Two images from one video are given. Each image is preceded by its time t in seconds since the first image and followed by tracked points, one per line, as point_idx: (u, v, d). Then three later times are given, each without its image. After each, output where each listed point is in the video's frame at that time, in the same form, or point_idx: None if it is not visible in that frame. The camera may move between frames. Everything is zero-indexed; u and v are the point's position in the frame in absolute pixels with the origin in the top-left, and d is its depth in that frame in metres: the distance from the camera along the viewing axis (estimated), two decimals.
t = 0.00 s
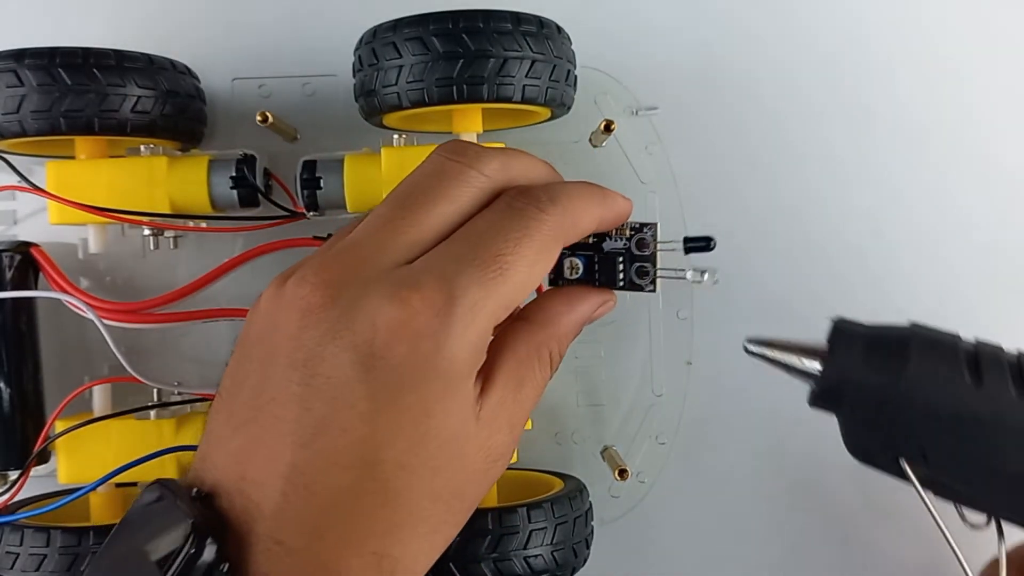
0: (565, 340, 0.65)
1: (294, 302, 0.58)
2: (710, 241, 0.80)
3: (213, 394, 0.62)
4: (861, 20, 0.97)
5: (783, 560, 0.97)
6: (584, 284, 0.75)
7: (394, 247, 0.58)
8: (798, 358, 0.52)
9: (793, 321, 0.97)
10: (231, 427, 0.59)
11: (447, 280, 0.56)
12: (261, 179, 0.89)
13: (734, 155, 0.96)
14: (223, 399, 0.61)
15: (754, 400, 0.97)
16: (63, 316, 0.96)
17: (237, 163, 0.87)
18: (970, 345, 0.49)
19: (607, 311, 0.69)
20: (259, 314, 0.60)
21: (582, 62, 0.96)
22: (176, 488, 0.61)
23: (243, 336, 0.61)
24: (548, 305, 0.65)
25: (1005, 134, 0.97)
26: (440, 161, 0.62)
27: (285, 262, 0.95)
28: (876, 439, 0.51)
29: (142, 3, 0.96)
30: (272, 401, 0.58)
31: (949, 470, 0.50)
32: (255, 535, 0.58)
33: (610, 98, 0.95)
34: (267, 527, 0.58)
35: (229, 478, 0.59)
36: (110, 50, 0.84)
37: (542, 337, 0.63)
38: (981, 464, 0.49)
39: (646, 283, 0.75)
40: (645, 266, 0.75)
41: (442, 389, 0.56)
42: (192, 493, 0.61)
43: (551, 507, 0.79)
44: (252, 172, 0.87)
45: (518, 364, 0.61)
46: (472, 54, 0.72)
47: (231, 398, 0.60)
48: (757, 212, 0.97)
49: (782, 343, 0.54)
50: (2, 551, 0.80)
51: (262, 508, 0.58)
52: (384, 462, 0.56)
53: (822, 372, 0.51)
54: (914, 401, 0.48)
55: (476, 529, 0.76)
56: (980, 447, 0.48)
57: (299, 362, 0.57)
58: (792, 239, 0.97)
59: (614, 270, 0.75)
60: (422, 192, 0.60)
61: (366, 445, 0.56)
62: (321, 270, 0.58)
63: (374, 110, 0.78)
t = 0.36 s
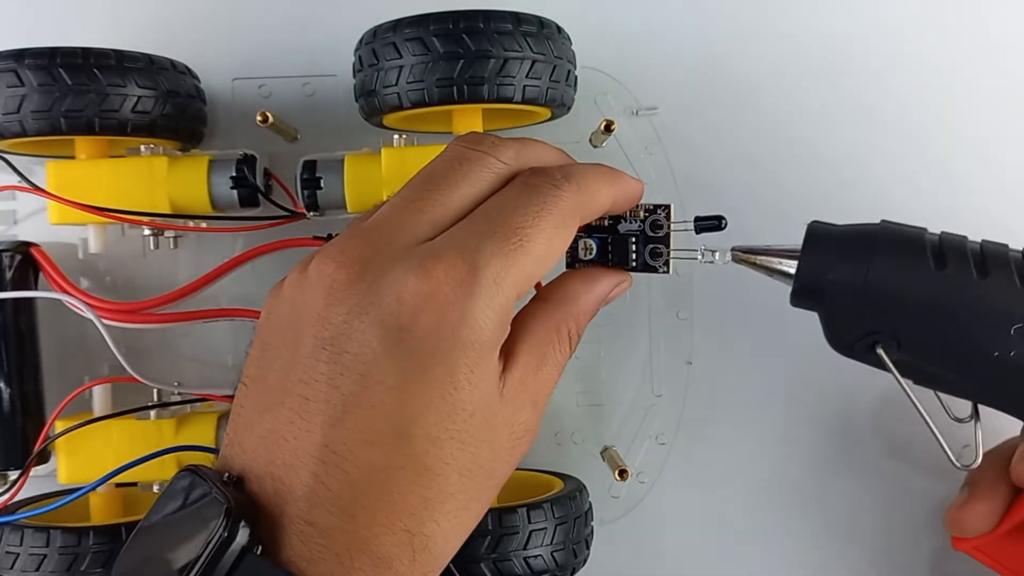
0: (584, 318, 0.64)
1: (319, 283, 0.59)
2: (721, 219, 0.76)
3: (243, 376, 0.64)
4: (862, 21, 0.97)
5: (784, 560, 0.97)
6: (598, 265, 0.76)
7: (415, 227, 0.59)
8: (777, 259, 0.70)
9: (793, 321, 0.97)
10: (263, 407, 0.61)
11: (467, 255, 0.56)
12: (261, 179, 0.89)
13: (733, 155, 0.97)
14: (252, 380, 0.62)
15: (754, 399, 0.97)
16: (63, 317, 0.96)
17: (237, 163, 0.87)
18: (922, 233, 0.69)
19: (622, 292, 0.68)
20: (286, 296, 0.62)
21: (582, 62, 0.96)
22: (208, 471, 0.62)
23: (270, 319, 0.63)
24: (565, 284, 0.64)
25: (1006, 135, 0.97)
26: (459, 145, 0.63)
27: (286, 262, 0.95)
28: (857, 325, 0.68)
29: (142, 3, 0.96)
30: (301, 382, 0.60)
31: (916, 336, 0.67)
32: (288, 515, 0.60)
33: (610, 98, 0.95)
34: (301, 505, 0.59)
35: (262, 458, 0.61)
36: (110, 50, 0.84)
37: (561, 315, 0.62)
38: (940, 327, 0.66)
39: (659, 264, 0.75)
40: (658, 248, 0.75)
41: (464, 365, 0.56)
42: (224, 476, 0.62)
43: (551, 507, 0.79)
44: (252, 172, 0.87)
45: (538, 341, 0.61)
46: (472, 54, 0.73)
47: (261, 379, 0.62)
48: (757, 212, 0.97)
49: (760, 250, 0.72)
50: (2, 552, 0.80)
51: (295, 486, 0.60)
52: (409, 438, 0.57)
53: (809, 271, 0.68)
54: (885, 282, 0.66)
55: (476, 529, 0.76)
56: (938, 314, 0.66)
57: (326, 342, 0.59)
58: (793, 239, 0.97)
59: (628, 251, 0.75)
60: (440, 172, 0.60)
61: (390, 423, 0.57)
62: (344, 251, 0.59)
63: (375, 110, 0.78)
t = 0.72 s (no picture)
0: (568, 322, 0.64)
1: (301, 298, 0.59)
2: (700, 225, 0.75)
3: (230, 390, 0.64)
4: (865, 20, 0.97)
5: (783, 561, 0.97)
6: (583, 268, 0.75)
7: (396, 242, 0.59)
8: (735, 276, 0.74)
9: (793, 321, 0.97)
10: (249, 421, 0.61)
11: (446, 267, 0.56)
12: (261, 180, 0.90)
13: (733, 155, 0.96)
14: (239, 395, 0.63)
15: (754, 399, 0.97)
16: (63, 317, 0.96)
17: (237, 163, 0.87)
18: (868, 241, 0.73)
19: (608, 296, 0.67)
20: (269, 312, 0.62)
21: (582, 62, 0.95)
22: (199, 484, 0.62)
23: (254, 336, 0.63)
24: (548, 287, 0.64)
25: (1009, 135, 0.97)
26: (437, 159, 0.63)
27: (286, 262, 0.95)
28: (807, 335, 0.72)
29: (143, 3, 0.96)
30: (285, 396, 0.59)
31: (863, 343, 0.71)
32: (276, 528, 0.60)
33: (609, 98, 0.95)
34: (289, 518, 0.59)
35: (249, 472, 0.61)
36: (109, 51, 0.84)
37: (543, 319, 0.62)
38: (887, 332, 0.70)
39: (643, 269, 0.75)
40: (643, 253, 0.75)
41: (448, 376, 0.56)
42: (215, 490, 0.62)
43: (550, 507, 0.78)
44: (251, 173, 0.87)
45: (522, 347, 0.60)
46: (471, 54, 0.72)
47: (246, 394, 0.62)
48: (757, 212, 0.96)
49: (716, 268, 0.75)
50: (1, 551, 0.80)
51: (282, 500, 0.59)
52: (393, 451, 0.56)
53: (760, 284, 0.72)
54: (831, 293, 0.70)
55: (474, 528, 0.75)
56: (883, 321, 0.69)
57: (310, 357, 0.59)
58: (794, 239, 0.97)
59: (611, 255, 0.74)
60: (419, 186, 0.61)
61: (375, 436, 0.56)
62: (325, 266, 0.59)
63: (374, 110, 0.78)
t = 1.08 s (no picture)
0: (596, 318, 0.66)
1: (367, 276, 0.60)
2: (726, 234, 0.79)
3: (278, 368, 0.64)
4: (866, 22, 0.97)
5: (784, 560, 0.97)
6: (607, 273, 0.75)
7: (462, 224, 0.59)
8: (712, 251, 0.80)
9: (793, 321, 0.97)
10: (306, 400, 0.61)
11: (517, 251, 0.57)
12: (262, 180, 0.89)
13: (733, 155, 0.97)
14: (293, 372, 0.63)
15: (755, 398, 0.97)
16: (63, 317, 0.96)
17: (238, 163, 0.87)
18: (836, 218, 0.79)
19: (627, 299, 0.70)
20: (326, 290, 0.62)
21: (584, 63, 0.96)
22: (243, 464, 0.62)
23: (307, 314, 0.63)
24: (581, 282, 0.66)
25: (1008, 137, 0.97)
26: (499, 149, 0.64)
27: (286, 262, 0.95)
28: (783, 305, 0.78)
29: (144, 3, 0.95)
30: (348, 374, 0.60)
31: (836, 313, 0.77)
32: (333, 507, 0.60)
33: (610, 99, 0.96)
34: (345, 497, 0.59)
35: (305, 450, 0.61)
36: (112, 51, 0.84)
37: (581, 312, 0.64)
38: (858, 302, 0.76)
39: (665, 273, 0.75)
40: (664, 257, 0.75)
41: (515, 358, 0.57)
42: (264, 470, 0.62)
43: (553, 506, 0.79)
44: (253, 172, 0.87)
45: (566, 337, 0.62)
46: (475, 55, 0.73)
47: (302, 372, 0.62)
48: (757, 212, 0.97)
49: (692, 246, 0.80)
50: (4, 551, 0.80)
51: (340, 478, 0.60)
52: (458, 432, 0.56)
53: (734, 261, 0.78)
54: (806, 266, 0.76)
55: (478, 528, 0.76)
56: (853, 291, 0.76)
57: (377, 336, 0.59)
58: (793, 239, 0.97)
59: (636, 261, 0.75)
60: (483, 172, 0.61)
61: (442, 414, 0.56)
62: (392, 244, 0.60)
63: (377, 110, 0.78)
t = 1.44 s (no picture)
0: (600, 318, 0.66)
1: (374, 275, 0.60)
2: (728, 230, 0.81)
3: (283, 366, 0.64)
4: (866, 23, 0.98)
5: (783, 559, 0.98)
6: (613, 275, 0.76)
7: (468, 222, 0.60)
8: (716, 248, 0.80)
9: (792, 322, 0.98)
10: (311, 397, 0.62)
11: (523, 250, 0.57)
12: (264, 180, 0.89)
13: (734, 155, 0.97)
14: (299, 370, 0.62)
15: (754, 398, 0.97)
16: (63, 317, 0.96)
17: (239, 163, 0.87)
18: (842, 218, 0.79)
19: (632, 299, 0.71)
20: (331, 289, 0.62)
21: (584, 64, 0.96)
22: (252, 461, 0.62)
23: (312, 312, 0.63)
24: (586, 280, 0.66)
25: (1008, 137, 0.98)
26: (502, 150, 0.64)
27: (287, 263, 0.95)
28: (789, 303, 0.78)
29: (145, 2, 0.95)
30: (356, 373, 0.60)
31: (841, 311, 0.77)
32: (344, 503, 0.60)
33: (611, 100, 0.96)
34: (353, 494, 0.60)
35: (313, 447, 0.61)
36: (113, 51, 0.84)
37: (586, 309, 0.64)
38: (862, 301, 0.76)
39: (670, 272, 0.76)
40: (668, 256, 0.76)
41: (522, 357, 0.57)
42: (274, 468, 0.62)
43: (554, 505, 0.79)
44: (254, 172, 0.87)
45: (570, 334, 0.62)
46: (478, 57, 0.73)
47: (308, 370, 0.62)
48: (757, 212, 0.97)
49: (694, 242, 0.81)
50: (4, 551, 0.80)
51: (349, 475, 0.60)
52: (466, 429, 0.57)
53: (740, 258, 0.79)
54: (811, 265, 0.76)
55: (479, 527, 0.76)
56: (859, 290, 0.76)
57: (384, 334, 0.59)
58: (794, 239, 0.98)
59: (640, 261, 0.75)
60: (488, 172, 0.61)
61: (450, 413, 0.57)
62: (398, 243, 0.60)
63: (379, 111, 0.78)
